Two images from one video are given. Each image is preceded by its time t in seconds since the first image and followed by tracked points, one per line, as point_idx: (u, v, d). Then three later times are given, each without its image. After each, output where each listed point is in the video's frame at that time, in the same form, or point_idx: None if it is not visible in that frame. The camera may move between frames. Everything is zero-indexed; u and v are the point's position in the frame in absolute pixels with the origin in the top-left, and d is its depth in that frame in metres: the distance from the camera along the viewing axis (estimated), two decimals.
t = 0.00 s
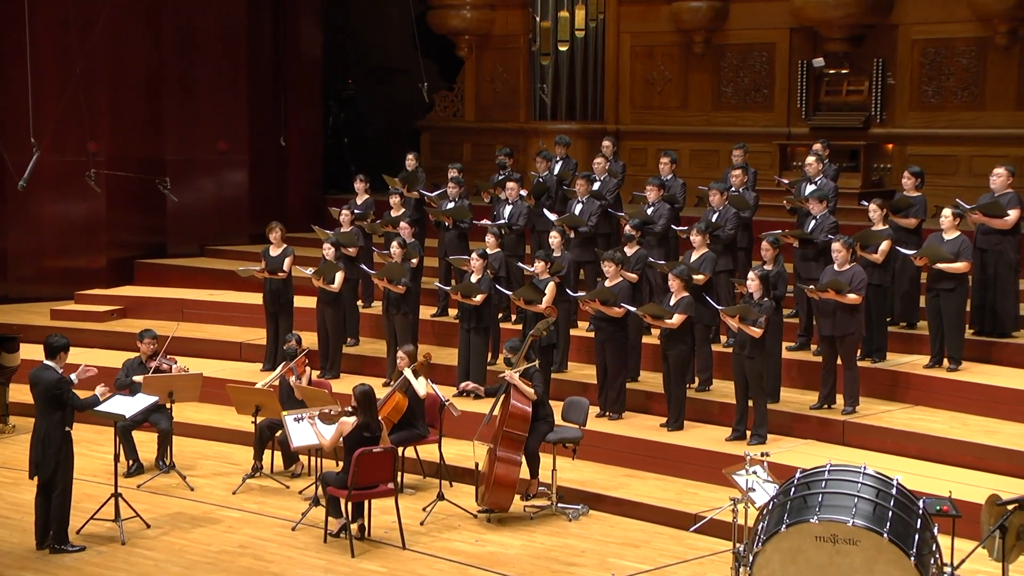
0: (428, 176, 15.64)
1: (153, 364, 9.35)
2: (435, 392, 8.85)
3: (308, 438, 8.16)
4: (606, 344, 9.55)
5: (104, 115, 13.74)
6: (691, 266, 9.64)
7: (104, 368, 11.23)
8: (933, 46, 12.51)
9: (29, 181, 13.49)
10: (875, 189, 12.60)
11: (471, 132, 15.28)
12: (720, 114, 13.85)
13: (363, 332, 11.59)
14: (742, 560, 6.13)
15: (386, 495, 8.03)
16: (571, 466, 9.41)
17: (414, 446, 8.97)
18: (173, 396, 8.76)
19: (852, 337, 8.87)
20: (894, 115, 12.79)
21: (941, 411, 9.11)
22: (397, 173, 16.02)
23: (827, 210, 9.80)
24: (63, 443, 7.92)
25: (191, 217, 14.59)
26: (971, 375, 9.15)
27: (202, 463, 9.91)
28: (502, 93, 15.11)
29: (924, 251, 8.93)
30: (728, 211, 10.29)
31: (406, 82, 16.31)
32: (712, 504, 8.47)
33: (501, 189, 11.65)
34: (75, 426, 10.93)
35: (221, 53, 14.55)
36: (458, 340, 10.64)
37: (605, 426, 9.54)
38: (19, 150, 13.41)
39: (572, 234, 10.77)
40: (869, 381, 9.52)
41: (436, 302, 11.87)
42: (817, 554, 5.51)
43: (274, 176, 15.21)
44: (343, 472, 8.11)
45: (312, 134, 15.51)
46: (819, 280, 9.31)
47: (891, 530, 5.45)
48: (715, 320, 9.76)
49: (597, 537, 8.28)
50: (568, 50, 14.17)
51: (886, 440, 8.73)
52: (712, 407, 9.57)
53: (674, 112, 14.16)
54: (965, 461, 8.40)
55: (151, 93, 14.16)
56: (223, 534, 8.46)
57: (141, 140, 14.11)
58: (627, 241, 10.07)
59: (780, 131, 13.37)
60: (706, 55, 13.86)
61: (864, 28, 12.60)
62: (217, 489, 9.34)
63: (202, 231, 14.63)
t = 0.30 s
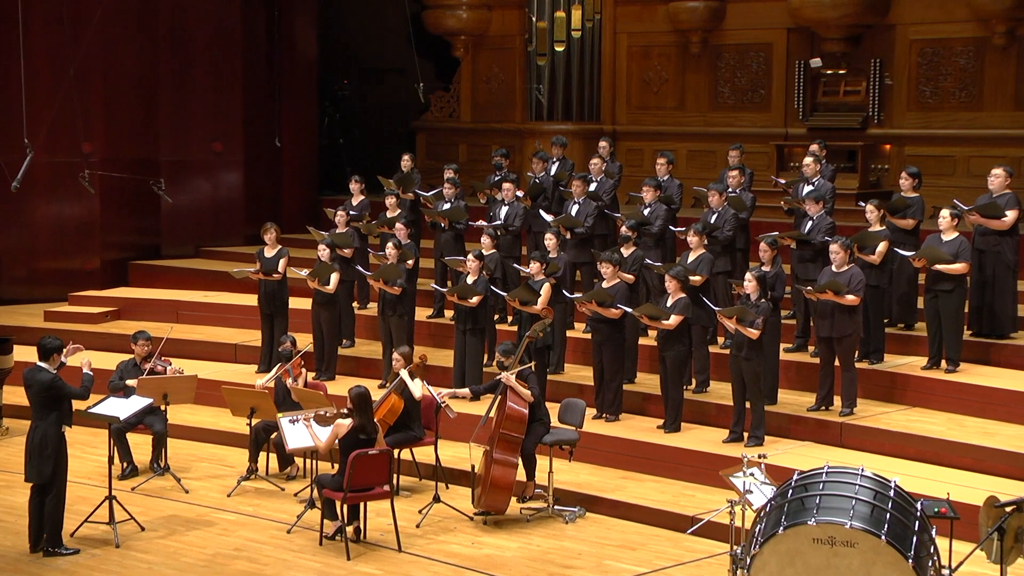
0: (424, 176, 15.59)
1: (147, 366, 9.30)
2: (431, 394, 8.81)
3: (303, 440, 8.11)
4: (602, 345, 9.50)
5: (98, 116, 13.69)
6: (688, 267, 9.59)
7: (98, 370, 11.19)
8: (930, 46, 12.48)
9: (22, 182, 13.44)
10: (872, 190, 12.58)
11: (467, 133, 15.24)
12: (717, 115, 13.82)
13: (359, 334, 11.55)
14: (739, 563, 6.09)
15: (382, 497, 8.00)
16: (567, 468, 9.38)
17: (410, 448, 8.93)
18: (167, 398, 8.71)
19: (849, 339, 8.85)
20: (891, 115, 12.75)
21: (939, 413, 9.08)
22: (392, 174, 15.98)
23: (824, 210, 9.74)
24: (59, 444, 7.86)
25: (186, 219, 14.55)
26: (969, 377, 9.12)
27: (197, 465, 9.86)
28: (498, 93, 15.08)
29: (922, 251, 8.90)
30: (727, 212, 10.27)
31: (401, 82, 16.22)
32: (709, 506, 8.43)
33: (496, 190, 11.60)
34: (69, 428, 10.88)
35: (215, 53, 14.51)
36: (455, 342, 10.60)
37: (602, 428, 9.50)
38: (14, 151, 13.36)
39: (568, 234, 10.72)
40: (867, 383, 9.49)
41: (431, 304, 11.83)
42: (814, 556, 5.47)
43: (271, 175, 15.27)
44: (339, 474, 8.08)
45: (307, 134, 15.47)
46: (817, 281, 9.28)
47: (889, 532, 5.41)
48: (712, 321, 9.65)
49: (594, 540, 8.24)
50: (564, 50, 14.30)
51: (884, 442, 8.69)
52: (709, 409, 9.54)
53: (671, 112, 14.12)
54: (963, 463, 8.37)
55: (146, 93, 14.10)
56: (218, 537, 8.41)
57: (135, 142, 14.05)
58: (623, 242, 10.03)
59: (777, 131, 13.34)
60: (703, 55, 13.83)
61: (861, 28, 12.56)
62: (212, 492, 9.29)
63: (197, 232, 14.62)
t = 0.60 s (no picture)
0: (420, 177, 15.54)
1: (142, 367, 9.26)
2: (427, 395, 8.78)
3: (298, 442, 8.06)
4: (599, 346, 9.44)
5: (92, 117, 13.63)
6: (686, 268, 9.55)
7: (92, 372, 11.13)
8: (929, 47, 12.45)
9: (16, 182, 13.38)
10: (870, 190, 12.54)
11: (463, 133, 15.19)
12: (714, 115, 13.77)
13: (354, 335, 11.50)
14: (736, 566, 6.05)
15: (378, 499, 7.95)
16: (564, 470, 9.33)
17: (406, 450, 8.87)
18: (162, 400, 8.66)
19: (848, 340, 8.81)
20: (889, 115, 12.71)
21: (937, 414, 9.03)
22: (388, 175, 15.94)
23: (820, 211, 9.72)
24: (52, 446, 7.81)
25: (180, 219, 14.49)
26: (967, 378, 9.08)
27: (191, 468, 9.80)
28: (495, 93, 15.04)
29: (922, 253, 8.83)
30: (726, 213, 10.23)
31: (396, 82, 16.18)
32: (706, 508, 8.39)
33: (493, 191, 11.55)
34: (63, 430, 10.83)
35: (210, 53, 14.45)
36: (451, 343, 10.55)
37: (599, 429, 9.45)
38: (7, 151, 13.30)
39: (565, 235, 10.68)
40: (865, 384, 9.45)
41: (427, 305, 11.78)
42: (811, 559, 5.42)
43: (265, 177, 15.21)
44: (334, 476, 8.02)
45: (302, 135, 15.42)
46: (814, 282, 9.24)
47: (887, 535, 5.37)
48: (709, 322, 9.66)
49: (591, 542, 8.19)
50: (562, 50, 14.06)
51: (882, 443, 8.65)
52: (706, 411, 9.50)
53: (668, 113, 14.08)
54: (961, 465, 8.33)
55: (140, 93, 14.03)
56: (213, 539, 8.36)
57: (130, 142, 13.98)
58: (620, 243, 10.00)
59: (774, 132, 13.31)
60: (700, 55, 13.79)
61: (859, 28, 12.52)
62: (207, 494, 9.24)
63: (191, 233, 14.57)
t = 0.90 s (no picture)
0: (416, 177, 15.48)
1: (136, 369, 9.20)
2: (423, 397, 8.75)
3: (293, 445, 7.97)
4: (596, 348, 9.39)
5: (86, 117, 13.58)
6: (683, 269, 9.52)
7: (86, 374, 11.08)
8: (928, 47, 12.40)
9: (10, 183, 13.34)
10: (868, 191, 12.51)
11: (460, 134, 15.15)
12: (711, 115, 13.73)
13: (350, 337, 11.46)
14: (734, 568, 6.00)
15: (374, 501, 7.90)
16: (561, 472, 9.28)
17: (402, 452, 8.80)
18: (156, 402, 8.60)
19: (847, 342, 8.77)
20: (888, 116, 12.67)
21: (936, 416, 9.00)
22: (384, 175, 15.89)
23: (818, 212, 9.69)
24: (46, 448, 7.76)
25: (175, 220, 14.45)
26: (965, 379, 9.04)
27: (186, 470, 9.75)
28: (491, 93, 14.99)
29: (920, 254, 8.80)
30: (726, 214, 10.18)
31: (392, 83, 16.16)
32: (704, 511, 8.34)
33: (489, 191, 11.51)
34: (57, 432, 10.78)
35: (206, 54, 14.41)
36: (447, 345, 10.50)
37: (596, 431, 9.40)
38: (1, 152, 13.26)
39: (562, 236, 10.65)
40: (863, 386, 9.40)
41: (424, 306, 11.74)
42: (809, 561, 5.38)
43: (260, 177, 15.14)
44: (330, 479, 7.94)
45: (297, 135, 15.37)
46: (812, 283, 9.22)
47: (886, 537, 5.32)
48: (707, 323, 9.61)
49: (588, 545, 8.15)
50: (558, 50, 14.15)
51: (880, 445, 8.61)
52: (704, 412, 9.45)
53: (665, 113, 14.03)
54: (960, 467, 8.29)
55: (135, 93, 13.97)
56: (208, 542, 8.30)
57: (124, 142, 13.93)
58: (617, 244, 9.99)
59: (771, 132, 13.27)
60: (697, 55, 13.74)
61: (857, 27, 12.49)
62: (202, 496, 9.19)
63: (185, 233, 14.52)
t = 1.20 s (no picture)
0: (412, 178, 15.45)
1: (131, 370, 9.18)
2: (419, 398, 8.70)
3: (290, 447, 7.96)
4: (594, 350, 9.37)
5: (81, 118, 13.55)
6: (681, 270, 9.51)
7: (81, 376, 11.04)
8: (925, 47, 12.38)
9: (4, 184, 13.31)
10: (866, 192, 12.49)
11: (456, 135, 15.11)
12: (708, 115, 13.71)
13: (347, 338, 11.42)
14: (732, 570, 5.97)
15: (370, 503, 7.86)
16: (558, 474, 9.25)
17: (399, 453, 8.77)
18: (152, 403, 8.56)
19: (844, 343, 8.73)
20: (885, 116, 12.66)
21: (934, 417, 8.97)
22: (380, 176, 15.86)
23: (816, 213, 9.66)
24: (43, 449, 7.73)
25: (170, 221, 14.40)
26: (963, 381, 9.02)
27: (182, 472, 9.72)
28: (488, 94, 14.97)
29: (919, 254, 8.78)
30: (724, 215, 10.14)
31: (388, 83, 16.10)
32: (702, 512, 8.31)
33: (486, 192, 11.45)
34: (53, 434, 10.74)
35: (201, 54, 14.37)
36: (443, 346, 10.46)
37: (593, 433, 9.37)
38: None
39: (559, 237, 10.61)
40: (861, 387, 9.38)
41: (420, 307, 11.71)
42: (807, 562, 5.35)
43: (256, 178, 15.10)
44: (326, 480, 7.91)
45: (293, 136, 15.34)
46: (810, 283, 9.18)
47: (883, 539, 5.30)
48: (704, 324, 9.60)
49: (585, 546, 8.12)
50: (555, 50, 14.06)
51: (878, 447, 8.58)
52: (701, 414, 9.43)
53: (662, 113, 14.00)
54: (958, 468, 8.26)
55: (130, 94, 13.94)
56: (203, 544, 8.27)
57: (119, 143, 13.90)
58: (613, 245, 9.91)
59: (769, 133, 13.25)
60: (694, 56, 13.72)
61: (854, 28, 12.47)
62: (198, 499, 9.15)
63: (181, 234, 14.47)
